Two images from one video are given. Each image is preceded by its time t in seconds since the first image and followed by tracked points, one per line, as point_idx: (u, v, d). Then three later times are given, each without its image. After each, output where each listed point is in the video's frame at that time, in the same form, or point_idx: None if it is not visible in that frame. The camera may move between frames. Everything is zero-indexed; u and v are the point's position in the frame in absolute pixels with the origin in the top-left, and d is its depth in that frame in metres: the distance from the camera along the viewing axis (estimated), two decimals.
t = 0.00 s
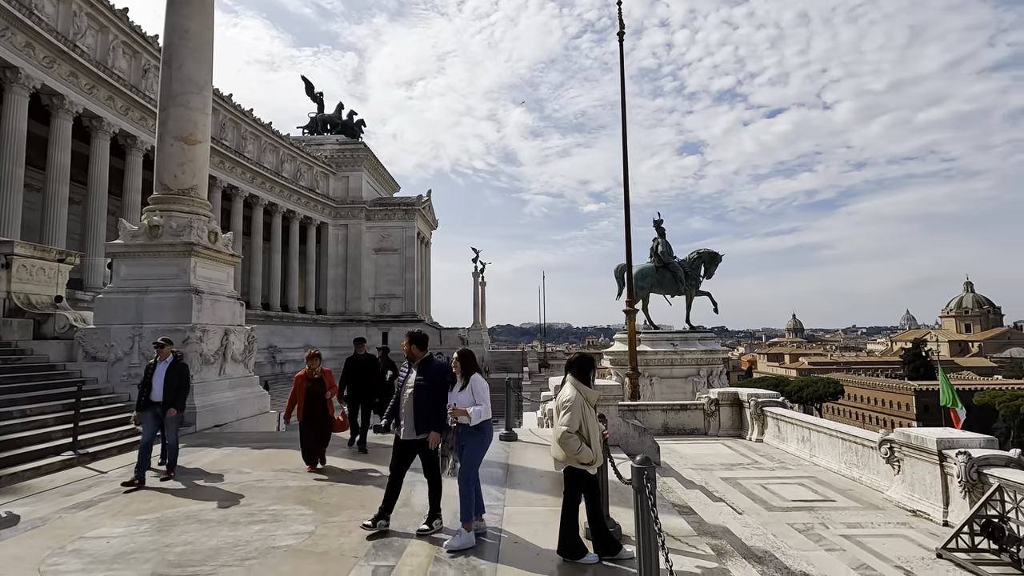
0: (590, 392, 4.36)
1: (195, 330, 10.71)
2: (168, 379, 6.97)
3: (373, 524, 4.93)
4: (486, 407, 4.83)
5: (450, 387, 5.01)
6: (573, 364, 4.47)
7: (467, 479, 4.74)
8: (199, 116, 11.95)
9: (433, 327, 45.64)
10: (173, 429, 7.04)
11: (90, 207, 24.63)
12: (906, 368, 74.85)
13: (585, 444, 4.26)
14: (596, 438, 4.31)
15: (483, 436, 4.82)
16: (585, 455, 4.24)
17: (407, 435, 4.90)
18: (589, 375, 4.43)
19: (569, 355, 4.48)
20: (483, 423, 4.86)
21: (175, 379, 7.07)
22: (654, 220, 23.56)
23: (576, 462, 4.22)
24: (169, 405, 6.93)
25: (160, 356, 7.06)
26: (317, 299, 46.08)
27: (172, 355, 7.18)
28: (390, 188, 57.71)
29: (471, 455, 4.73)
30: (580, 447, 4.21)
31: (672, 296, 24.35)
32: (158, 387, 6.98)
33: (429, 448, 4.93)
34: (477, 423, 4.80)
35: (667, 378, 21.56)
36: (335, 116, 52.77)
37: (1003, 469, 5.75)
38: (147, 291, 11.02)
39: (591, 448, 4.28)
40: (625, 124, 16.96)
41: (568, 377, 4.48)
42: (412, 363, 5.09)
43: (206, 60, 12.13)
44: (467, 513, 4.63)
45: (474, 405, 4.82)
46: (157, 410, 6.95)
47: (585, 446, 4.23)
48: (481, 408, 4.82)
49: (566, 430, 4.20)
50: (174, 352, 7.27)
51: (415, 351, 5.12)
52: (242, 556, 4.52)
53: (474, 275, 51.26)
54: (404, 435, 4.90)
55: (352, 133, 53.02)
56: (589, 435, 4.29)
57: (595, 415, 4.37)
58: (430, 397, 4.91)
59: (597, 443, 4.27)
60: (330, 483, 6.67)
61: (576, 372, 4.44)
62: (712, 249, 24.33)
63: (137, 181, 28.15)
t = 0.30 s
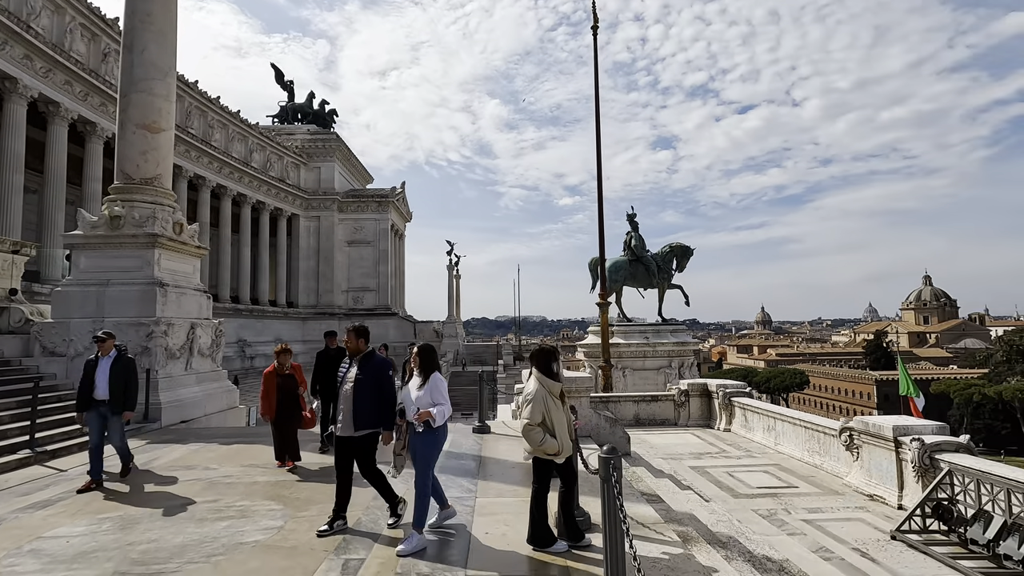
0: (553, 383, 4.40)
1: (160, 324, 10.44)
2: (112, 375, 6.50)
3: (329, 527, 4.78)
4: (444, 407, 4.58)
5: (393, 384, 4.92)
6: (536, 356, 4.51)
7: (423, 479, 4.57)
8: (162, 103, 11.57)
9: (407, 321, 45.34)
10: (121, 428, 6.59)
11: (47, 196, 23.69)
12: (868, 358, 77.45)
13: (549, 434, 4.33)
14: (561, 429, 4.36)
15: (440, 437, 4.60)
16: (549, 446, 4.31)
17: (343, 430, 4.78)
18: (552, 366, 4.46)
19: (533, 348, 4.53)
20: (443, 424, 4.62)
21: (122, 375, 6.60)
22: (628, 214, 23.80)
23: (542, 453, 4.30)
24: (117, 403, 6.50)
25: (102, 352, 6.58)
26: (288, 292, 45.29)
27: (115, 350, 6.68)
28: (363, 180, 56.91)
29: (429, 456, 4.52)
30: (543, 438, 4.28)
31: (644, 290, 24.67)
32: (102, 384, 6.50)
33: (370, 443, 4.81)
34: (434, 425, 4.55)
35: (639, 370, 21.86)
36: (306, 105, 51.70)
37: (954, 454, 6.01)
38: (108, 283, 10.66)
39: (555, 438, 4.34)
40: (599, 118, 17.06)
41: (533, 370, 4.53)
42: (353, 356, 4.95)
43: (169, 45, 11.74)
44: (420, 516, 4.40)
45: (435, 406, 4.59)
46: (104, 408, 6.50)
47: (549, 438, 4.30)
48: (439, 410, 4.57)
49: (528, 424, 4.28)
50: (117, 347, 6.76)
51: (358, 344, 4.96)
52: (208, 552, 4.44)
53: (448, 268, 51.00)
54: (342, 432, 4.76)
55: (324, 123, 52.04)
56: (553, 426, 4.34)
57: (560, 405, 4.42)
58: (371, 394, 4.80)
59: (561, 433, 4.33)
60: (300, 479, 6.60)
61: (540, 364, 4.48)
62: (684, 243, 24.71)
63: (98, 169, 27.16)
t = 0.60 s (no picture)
0: (508, 374, 4.52)
1: (120, 319, 10.11)
2: (60, 372, 6.00)
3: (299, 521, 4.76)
4: (398, 400, 4.34)
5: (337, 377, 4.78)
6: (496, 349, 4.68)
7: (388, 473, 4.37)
8: (121, 89, 11.14)
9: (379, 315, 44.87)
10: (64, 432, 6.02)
11: None
12: (831, 350, 79.89)
13: (502, 425, 4.45)
14: (515, 419, 4.44)
15: (395, 430, 4.37)
16: (502, 435, 4.42)
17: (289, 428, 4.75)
18: (509, 357, 4.57)
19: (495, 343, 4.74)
20: (396, 416, 4.38)
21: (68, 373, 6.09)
22: (600, 208, 23.98)
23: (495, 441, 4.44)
24: (66, 402, 6.00)
25: (45, 348, 6.04)
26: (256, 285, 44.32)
27: (58, 346, 6.16)
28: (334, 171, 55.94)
29: (387, 452, 4.31)
30: (495, 426, 4.42)
31: (616, 283, 24.92)
32: (47, 383, 5.95)
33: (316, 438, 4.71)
34: (386, 419, 4.32)
35: (612, 363, 22.11)
36: (274, 94, 50.47)
37: (907, 441, 6.26)
38: (64, 276, 10.25)
39: (508, 428, 4.43)
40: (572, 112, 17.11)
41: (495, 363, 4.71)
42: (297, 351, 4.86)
43: (128, 28, 11.31)
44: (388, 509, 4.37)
45: (384, 398, 4.31)
46: (48, 409, 5.94)
47: (500, 427, 4.42)
48: (390, 404, 4.30)
49: (480, 413, 4.47)
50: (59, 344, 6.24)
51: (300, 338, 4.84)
52: (170, 550, 4.34)
53: (422, 261, 50.60)
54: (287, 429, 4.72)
55: (293, 112, 50.90)
56: (506, 417, 4.45)
57: (516, 396, 4.51)
58: (312, 390, 4.69)
59: (513, 423, 4.41)
60: (268, 475, 6.49)
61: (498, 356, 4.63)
62: (655, 238, 25.03)
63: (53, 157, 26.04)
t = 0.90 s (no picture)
0: (469, 364, 4.57)
1: (75, 313, 9.75)
2: None
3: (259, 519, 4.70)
4: (343, 402, 4.18)
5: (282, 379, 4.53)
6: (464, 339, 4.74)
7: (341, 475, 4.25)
8: (74, 74, 10.68)
9: (349, 309, 44.22)
10: None
11: None
12: (794, 343, 82.23)
13: (457, 412, 4.49)
14: (470, 407, 4.47)
15: (341, 434, 4.20)
16: (456, 422, 4.47)
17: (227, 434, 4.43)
18: (474, 348, 4.61)
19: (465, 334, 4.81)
20: (342, 419, 4.22)
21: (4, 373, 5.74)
22: (572, 203, 24.10)
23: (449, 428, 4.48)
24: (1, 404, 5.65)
25: None
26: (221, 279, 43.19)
27: None
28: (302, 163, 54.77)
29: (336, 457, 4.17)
30: (451, 413, 4.47)
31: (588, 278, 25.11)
32: None
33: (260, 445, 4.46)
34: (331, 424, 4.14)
35: (583, 356, 22.31)
36: (239, 82, 49.09)
37: (862, 429, 6.51)
38: (13, 269, 9.80)
39: (463, 417, 4.46)
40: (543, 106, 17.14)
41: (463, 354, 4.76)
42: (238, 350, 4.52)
43: (82, 11, 10.83)
44: (349, 509, 4.28)
45: (328, 403, 4.13)
46: None
47: (454, 414, 4.46)
48: (335, 408, 4.12)
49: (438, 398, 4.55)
50: None
51: (242, 336, 4.49)
52: (127, 551, 4.22)
53: (393, 255, 50.06)
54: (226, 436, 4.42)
55: (259, 101, 49.62)
56: (462, 405, 4.48)
57: (475, 386, 4.53)
58: (255, 392, 4.40)
59: (467, 411, 4.44)
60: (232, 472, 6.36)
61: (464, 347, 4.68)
62: (626, 233, 25.30)
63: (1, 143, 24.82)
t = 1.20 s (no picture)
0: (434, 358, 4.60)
1: (26, 309, 9.34)
2: None
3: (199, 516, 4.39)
4: (277, 397, 4.01)
5: (224, 373, 4.30)
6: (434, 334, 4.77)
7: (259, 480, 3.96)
8: (24, 58, 10.18)
9: (318, 304, 43.49)
10: None
11: None
12: (759, 337, 84.43)
13: (417, 404, 4.51)
14: (429, 400, 4.48)
15: (272, 432, 4.00)
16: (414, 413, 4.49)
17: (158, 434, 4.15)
18: (441, 343, 4.64)
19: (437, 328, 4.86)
20: (275, 417, 4.02)
21: None
22: (543, 198, 24.17)
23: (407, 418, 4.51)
24: None
25: None
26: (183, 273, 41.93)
27: None
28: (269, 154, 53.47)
29: (263, 456, 3.94)
30: (410, 404, 4.50)
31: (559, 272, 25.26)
32: None
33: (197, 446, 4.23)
34: (262, 421, 3.95)
35: (554, 350, 22.47)
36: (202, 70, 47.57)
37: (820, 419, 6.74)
38: None
39: (421, 409, 4.48)
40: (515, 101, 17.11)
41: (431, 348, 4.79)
42: (174, 343, 4.25)
43: None
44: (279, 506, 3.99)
45: (260, 398, 3.95)
46: None
47: (413, 405, 4.48)
48: (266, 403, 3.94)
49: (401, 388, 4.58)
50: None
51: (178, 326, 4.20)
52: (81, 554, 4.08)
53: (363, 249, 49.41)
54: (157, 437, 4.12)
55: (223, 91, 48.18)
56: (423, 398, 4.50)
57: (437, 381, 4.54)
58: (191, 387, 4.16)
59: (425, 404, 4.45)
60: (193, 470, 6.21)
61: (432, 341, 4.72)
62: (597, 228, 25.52)
63: None
